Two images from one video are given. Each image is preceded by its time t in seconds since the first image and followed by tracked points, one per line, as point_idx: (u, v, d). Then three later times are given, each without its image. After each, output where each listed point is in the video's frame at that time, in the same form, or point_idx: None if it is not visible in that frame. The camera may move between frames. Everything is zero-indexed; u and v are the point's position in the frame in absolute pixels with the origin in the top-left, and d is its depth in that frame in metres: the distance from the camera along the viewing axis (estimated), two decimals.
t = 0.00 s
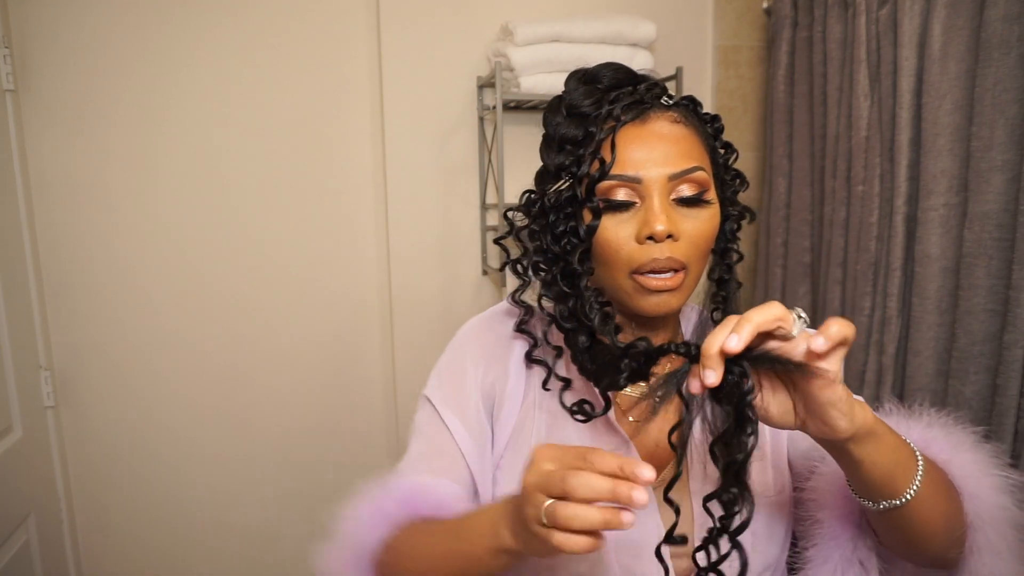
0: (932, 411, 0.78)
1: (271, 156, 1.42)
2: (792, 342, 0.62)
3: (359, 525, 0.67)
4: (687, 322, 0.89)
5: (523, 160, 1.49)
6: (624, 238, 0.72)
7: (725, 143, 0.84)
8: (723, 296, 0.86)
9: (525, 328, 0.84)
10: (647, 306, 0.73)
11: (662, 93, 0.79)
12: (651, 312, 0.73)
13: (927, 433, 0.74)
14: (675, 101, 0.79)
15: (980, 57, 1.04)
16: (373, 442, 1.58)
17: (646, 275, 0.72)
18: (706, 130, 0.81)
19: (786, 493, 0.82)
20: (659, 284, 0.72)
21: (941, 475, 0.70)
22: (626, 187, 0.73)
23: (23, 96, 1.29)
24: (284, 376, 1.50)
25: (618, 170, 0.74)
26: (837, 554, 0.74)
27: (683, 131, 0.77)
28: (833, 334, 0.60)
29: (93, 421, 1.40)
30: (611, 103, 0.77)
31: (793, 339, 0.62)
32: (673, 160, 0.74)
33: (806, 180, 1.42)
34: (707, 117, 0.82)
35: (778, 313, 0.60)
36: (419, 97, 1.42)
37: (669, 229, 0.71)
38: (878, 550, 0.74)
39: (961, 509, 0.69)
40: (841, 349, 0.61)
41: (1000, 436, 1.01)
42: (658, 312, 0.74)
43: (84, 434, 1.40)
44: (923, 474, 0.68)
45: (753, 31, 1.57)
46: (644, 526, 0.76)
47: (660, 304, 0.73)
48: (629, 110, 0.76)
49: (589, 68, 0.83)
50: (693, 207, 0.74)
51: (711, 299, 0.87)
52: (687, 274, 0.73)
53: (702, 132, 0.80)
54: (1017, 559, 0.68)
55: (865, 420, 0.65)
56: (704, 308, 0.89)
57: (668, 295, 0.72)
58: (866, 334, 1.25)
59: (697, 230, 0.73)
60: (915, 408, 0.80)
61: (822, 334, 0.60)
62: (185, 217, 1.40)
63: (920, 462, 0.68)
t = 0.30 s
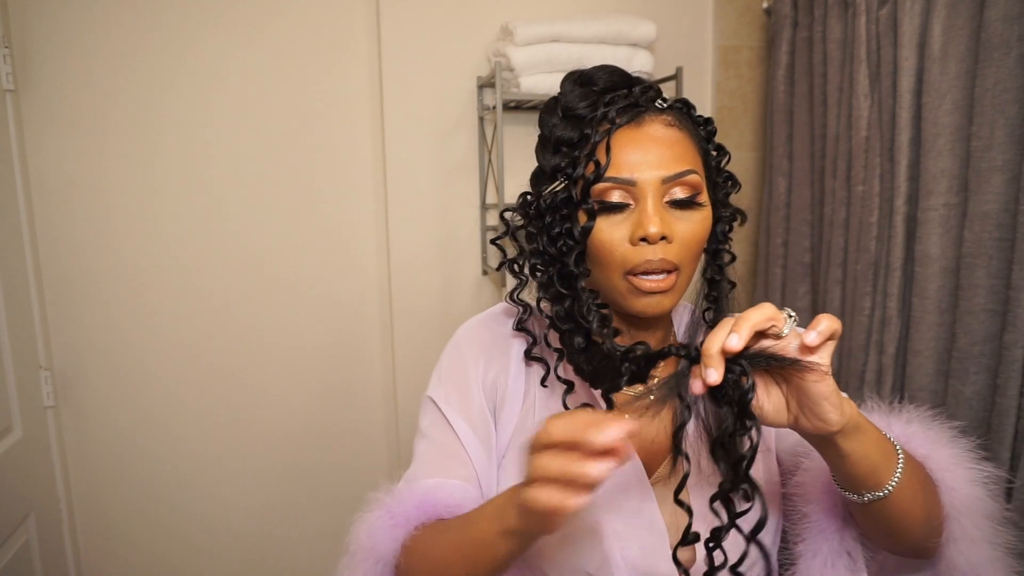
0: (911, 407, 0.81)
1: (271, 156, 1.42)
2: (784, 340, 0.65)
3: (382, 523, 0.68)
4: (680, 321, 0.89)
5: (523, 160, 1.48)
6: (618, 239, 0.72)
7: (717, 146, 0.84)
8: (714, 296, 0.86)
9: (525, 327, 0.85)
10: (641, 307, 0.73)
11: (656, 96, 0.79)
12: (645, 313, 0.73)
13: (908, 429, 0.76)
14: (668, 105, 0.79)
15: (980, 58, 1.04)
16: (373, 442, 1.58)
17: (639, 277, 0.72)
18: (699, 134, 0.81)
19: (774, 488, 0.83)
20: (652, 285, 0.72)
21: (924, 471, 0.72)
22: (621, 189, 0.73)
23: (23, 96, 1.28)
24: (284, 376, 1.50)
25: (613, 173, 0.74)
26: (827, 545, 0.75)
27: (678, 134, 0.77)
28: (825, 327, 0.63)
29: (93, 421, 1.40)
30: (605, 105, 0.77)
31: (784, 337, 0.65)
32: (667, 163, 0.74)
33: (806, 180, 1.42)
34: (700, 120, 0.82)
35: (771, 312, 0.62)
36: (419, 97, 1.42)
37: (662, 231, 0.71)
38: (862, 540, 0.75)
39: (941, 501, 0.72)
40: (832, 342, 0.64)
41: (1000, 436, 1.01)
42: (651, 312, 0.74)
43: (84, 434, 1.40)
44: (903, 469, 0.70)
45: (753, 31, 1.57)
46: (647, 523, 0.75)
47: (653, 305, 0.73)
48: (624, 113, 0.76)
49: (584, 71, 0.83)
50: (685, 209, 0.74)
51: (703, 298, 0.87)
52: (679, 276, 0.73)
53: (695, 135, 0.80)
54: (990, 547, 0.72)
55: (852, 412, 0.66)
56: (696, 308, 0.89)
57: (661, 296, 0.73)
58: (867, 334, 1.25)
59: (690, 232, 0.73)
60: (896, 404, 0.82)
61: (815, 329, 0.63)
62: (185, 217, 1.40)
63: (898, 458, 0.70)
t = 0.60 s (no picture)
0: (900, 405, 0.80)
1: (270, 156, 1.42)
2: (764, 353, 0.62)
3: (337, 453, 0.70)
4: (675, 318, 0.89)
5: (523, 160, 1.48)
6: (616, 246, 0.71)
7: (711, 150, 0.84)
8: (711, 295, 0.87)
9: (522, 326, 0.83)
10: (637, 307, 0.73)
11: (654, 102, 0.79)
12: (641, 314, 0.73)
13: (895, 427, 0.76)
14: (664, 111, 0.79)
15: (980, 58, 1.04)
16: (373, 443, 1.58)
17: (637, 279, 0.72)
18: (693, 139, 0.81)
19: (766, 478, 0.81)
20: (649, 286, 0.72)
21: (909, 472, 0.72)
22: (619, 197, 0.72)
23: (23, 96, 1.29)
24: (284, 376, 1.50)
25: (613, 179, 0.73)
26: (812, 538, 0.75)
27: (675, 140, 0.77)
28: (801, 356, 0.60)
29: (93, 422, 1.40)
30: (604, 113, 0.77)
31: (770, 350, 0.61)
32: (664, 168, 0.74)
33: (806, 180, 1.42)
34: (694, 125, 0.82)
35: (755, 331, 0.60)
36: (418, 97, 1.42)
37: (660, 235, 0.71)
38: (846, 532, 0.75)
39: (924, 497, 0.72)
40: (807, 368, 0.61)
41: (1000, 436, 1.01)
42: (648, 312, 0.74)
43: (84, 434, 1.40)
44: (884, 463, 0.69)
45: (753, 31, 1.57)
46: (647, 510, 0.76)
47: (648, 305, 0.73)
48: (622, 121, 0.77)
49: (583, 76, 0.82)
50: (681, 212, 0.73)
51: (700, 296, 0.88)
52: (675, 277, 0.73)
53: (690, 141, 0.80)
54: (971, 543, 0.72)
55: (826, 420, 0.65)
56: (693, 306, 0.89)
57: (657, 296, 0.73)
58: (866, 334, 1.25)
59: (686, 236, 0.73)
60: (885, 403, 0.81)
61: (785, 354, 0.60)
62: (184, 216, 1.40)
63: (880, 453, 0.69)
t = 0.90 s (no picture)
0: (898, 424, 0.81)
1: (270, 156, 1.42)
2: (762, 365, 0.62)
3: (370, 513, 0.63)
4: (681, 317, 0.90)
5: (523, 160, 1.48)
6: (620, 241, 0.73)
7: (716, 155, 0.84)
8: (715, 297, 0.86)
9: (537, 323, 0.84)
10: (641, 304, 0.74)
11: (659, 106, 0.80)
12: (645, 310, 0.74)
13: (889, 446, 0.77)
14: (670, 115, 0.79)
15: (980, 58, 1.04)
16: (374, 443, 1.57)
17: (641, 276, 0.73)
18: (698, 142, 0.81)
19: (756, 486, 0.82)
20: (653, 282, 0.73)
21: (894, 484, 0.73)
22: (624, 195, 0.74)
23: (23, 96, 1.29)
24: (283, 377, 1.50)
25: (617, 179, 0.74)
26: (798, 546, 0.76)
27: (681, 142, 0.78)
28: (791, 375, 0.61)
29: (93, 422, 1.40)
30: (611, 116, 0.77)
31: (768, 362, 0.61)
32: (670, 169, 0.75)
33: (806, 180, 1.42)
34: (700, 129, 0.82)
35: (755, 342, 0.59)
36: (419, 97, 1.42)
37: (663, 234, 0.72)
38: (833, 543, 0.75)
39: (908, 515, 0.73)
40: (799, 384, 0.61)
41: (1000, 437, 1.01)
42: (651, 309, 0.75)
43: (84, 434, 1.40)
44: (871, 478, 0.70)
45: (753, 31, 1.57)
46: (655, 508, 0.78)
47: (653, 302, 0.74)
48: (628, 125, 0.77)
49: (591, 81, 0.82)
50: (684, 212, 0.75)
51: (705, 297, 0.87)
52: (679, 274, 0.74)
53: (694, 143, 0.80)
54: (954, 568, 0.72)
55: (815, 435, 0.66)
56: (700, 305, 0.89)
57: (661, 294, 0.73)
58: (866, 334, 1.25)
59: (690, 236, 0.73)
60: (883, 422, 0.82)
61: (777, 370, 0.61)
62: (183, 216, 1.39)
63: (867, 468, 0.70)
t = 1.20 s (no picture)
0: (896, 427, 0.81)
1: (270, 157, 1.42)
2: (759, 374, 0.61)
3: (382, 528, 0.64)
4: (682, 316, 0.90)
5: (523, 160, 1.48)
6: (623, 241, 0.73)
7: (717, 155, 0.84)
8: (716, 296, 0.86)
9: (538, 320, 0.84)
10: (644, 302, 0.74)
11: (661, 108, 0.79)
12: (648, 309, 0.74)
13: (887, 449, 0.77)
14: (672, 116, 0.79)
15: (979, 58, 1.04)
16: (374, 443, 1.57)
17: (643, 276, 0.73)
18: (700, 143, 0.81)
19: (757, 484, 0.82)
20: (656, 281, 0.73)
21: (890, 486, 0.73)
22: (627, 195, 0.74)
23: (23, 96, 1.29)
24: (284, 376, 1.50)
25: (620, 179, 0.74)
26: (793, 544, 0.76)
27: (683, 143, 0.77)
28: (787, 388, 0.60)
29: (92, 422, 1.40)
30: (614, 117, 0.77)
31: (765, 371, 0.61)
32: (672, 169, 0.75)
33: (806, 180, 1.42)
34: (701, 131, 0.82)
35: (753, 352, 0.59)
36: (418, 98, 1.42)
37: (666, 233, 0.72)
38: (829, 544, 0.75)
39: (903, 518, 0.73)
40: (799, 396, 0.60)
41: (1000, 437, 1.01)
42: (654, 307, 0.75)
43: (83, 434, 1.40)
44: (867, 483, 0.70)
45: (753, 31, 1.57)
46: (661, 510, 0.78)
47: (656, 301, 0.74)
48: (630, 125, 0.77)
49: (594, 83, 0.81)
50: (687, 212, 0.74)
51: (706, 296, 0.87)
52: (682, 273, 0.74)
53: (696, 144, 0.80)
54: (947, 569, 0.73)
55: (813, 441, 0.65)
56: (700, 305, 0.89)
57: (664, 293, 0.74)
58: (866, 333, 1.25)
59: (693, 235, 0.73)
60: (882, 423, 0.82)
61: (774, 382, 0.60)
62: (183, 216, 1.39)
63: (864, 472, 0.70)
